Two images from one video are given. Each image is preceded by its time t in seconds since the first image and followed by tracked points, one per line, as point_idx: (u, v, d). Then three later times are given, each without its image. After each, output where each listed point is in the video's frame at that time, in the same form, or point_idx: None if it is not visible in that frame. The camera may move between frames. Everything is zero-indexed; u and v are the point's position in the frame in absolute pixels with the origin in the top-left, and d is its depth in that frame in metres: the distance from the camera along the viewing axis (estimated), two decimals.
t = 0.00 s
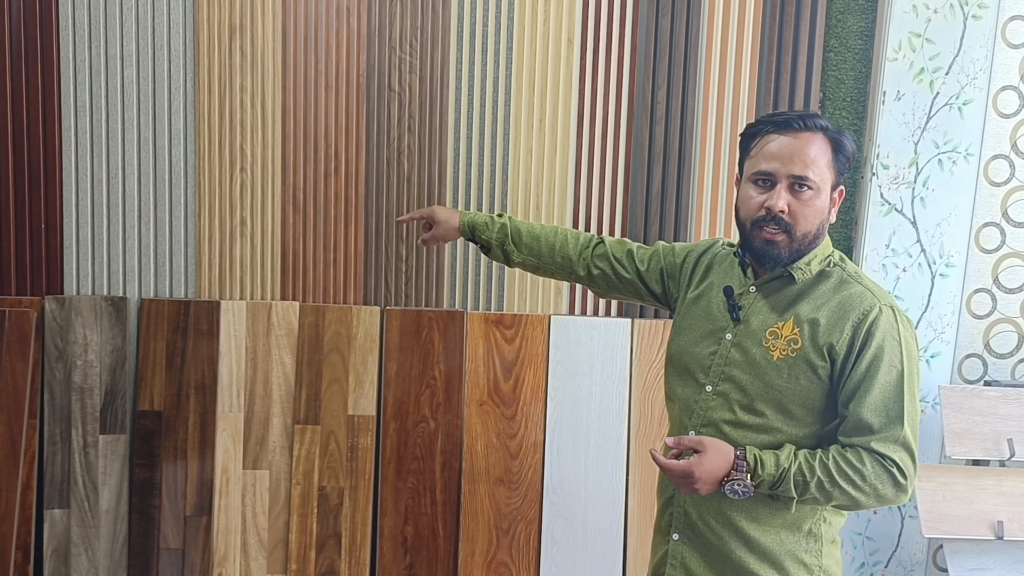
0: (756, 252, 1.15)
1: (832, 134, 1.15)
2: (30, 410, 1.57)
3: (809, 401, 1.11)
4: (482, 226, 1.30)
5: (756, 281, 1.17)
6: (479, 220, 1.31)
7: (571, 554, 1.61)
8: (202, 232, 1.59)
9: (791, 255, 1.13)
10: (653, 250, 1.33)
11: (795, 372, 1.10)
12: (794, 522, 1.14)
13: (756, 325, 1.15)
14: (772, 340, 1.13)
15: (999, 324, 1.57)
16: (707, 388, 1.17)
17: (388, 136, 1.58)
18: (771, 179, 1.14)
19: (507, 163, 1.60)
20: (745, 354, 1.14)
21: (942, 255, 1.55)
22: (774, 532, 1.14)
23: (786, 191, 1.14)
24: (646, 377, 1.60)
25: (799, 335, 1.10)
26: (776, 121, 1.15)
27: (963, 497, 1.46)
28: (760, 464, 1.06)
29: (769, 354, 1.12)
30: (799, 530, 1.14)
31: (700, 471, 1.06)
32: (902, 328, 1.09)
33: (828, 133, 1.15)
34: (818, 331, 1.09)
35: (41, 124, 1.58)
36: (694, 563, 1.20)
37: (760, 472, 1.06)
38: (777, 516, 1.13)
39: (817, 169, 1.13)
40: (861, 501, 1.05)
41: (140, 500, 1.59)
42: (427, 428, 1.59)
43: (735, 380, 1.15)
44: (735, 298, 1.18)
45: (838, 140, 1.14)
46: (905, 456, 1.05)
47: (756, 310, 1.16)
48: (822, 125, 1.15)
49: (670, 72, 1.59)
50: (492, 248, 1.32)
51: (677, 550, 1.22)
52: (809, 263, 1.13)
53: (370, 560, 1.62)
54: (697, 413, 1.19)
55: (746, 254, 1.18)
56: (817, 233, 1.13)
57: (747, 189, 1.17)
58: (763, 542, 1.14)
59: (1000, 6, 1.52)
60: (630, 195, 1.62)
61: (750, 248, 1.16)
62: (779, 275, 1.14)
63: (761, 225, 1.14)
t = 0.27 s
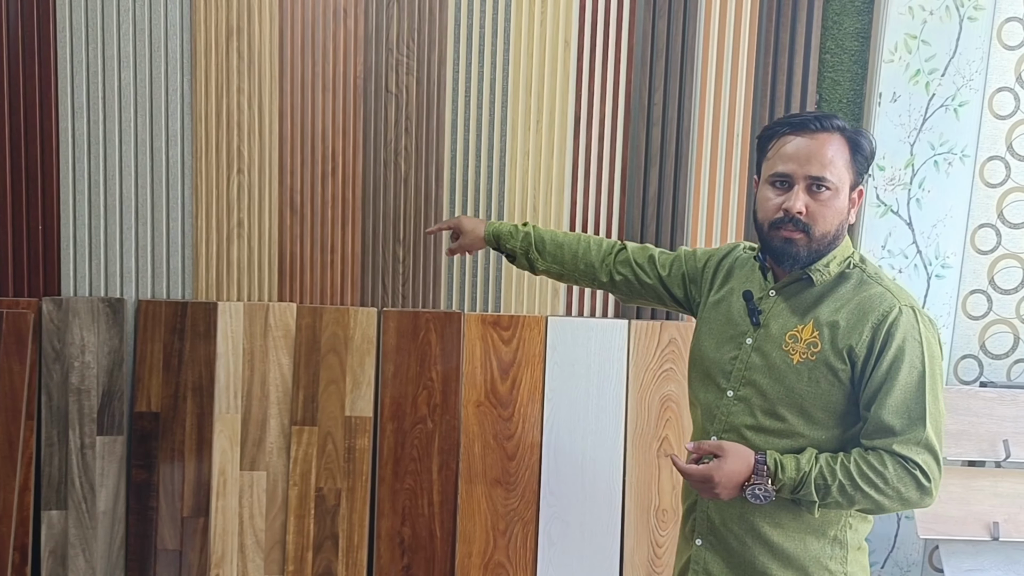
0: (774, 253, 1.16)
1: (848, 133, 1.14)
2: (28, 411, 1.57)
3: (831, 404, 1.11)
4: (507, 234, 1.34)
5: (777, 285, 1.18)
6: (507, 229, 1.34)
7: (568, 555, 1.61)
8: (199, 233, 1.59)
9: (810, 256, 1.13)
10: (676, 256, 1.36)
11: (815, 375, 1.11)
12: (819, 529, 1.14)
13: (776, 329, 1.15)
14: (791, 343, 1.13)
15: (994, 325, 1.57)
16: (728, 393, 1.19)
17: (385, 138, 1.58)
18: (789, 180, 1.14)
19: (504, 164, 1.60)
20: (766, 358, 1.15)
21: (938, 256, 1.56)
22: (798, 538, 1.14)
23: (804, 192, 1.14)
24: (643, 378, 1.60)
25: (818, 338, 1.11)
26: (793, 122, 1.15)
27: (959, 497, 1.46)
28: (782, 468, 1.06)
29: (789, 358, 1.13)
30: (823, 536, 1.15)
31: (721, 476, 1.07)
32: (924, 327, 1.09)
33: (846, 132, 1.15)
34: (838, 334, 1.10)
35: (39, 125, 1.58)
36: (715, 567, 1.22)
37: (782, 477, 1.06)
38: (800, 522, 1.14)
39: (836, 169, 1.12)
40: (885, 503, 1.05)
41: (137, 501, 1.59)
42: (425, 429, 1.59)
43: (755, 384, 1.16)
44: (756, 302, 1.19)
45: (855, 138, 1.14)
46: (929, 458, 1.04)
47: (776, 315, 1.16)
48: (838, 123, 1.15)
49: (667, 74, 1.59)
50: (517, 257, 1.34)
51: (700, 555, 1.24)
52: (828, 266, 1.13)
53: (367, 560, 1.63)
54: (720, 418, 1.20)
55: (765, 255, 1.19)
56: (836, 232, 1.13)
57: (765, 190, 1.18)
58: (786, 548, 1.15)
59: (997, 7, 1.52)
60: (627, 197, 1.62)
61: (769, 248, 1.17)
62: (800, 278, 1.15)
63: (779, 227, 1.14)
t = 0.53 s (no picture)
0: (794, 262, 1.17)
1: (860, 135, 1.14)
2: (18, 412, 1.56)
3: (844, 407, 1.12)
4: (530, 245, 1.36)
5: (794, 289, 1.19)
6: (530, 240, 1.36)
7: (561, 556, 1.60)
8: (189, 234, 1.58)
9: (829, 262, 1.14)
10: (696, 261, 1.36)
11: (828, 378, 1.12)
12: (832, 532, 1.15)
13: (791, 332, 1.17)
14: (806, 346, 1.15)
15: (986, 325, 1.57)
16: (742, 395, 1.21)
17: (377, 138, 1.58)
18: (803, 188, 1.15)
19: (496, 165, 1.59)
20: (780, 360, 1.17)
21: (930, 256, 1.56)
22: (810, 541, 1.15)
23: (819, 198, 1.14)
24: (635, 379, 1.60)
25: (832, 341, 1.12)
26: (803, 128, 1.16)
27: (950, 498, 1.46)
28: (790, 469, 1.08)
29: (802, 361, 1.14)
30: (837, 540, 1.15)
31: (728, 473, 1.09)
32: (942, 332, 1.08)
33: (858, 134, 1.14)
34: (852, 337, 1.10)
35: (29, 125, 1.57)
36: (728, 566, 1.24)
37: (790, 478, 1.08)
38: (812, 525, 1.15)
39: (850, 173, 1.13)
40: (894, 508, 1.05)
41: (128, 503, 1.58)
42: (417, 430, 1.59)
43: (769, 386, 1.18)
44: (772, 305, 1.21)
45: (867, 139, 1.14)
46: (941, 465, 1.04)
47: (791, 317, 1.18)
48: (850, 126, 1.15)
49: (659, 74, 1.59)
50: (540, 266, 1.37)
51: (714, 555, 1.27)
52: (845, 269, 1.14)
53: (359, 562, 1.62)
54: (733, 418, 1.22)
55: (783, 263, 1.20)
56: (853, 237, 1.14)
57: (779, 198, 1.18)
58: (798, 550, 1.16)
59: (987, 7, 1.52)
60: (619, 197, 1.62)
61: (787, 257, 1.17)
62: (815, 281, 1.16)
63: (797, 235, 1.15)
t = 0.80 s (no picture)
0: (800, 256, 1.17)
1: (875, 135, 1.15)
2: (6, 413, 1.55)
3: (849, 410, 1.11)
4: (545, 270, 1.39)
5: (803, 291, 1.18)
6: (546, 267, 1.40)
7: (553, 557, 1.60)
8: (179, 234, 1.58)
9: (836, 259, 1.14)
10: (706, 270, 1.36)
11: (834, 381, 1.11)
12: (838, 534, 1.14)
13: (797, 334, 1.16)
14: (812, 347, 1.14)
15: (978, 324, 1.57)
16: (750, 396, 1.20)
17: (367, 138, 1.57)
18: (814, 182, 1.16)
19: (487, 165, 1.59)
20: (787, 362, 1.16)
21: (921, 255, 1.55)
22: (815, 543, 1.15)
23: (831, 194, 1.15)
24: (627, 378, 1.60)
25: (838, 343, 1.11)
26: (819, 124, 1.18)
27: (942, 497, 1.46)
28: (793, 473, 1.07)
29: (809, 362, 1.14)
30: (843, 542, 1.14)
31: (731, 478, 1.08)
32: (951, 333, 1.07)
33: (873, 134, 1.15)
34: (858, 339, 1.09)
35: (17, 124, 1.56)
36: (733, 567, 1.24)
37: (792, 481, 1.07)
38: (819, 528, 1.14)
39: (862, 172, 1.14)
40: (899, 511, 1.04)
41: (117, 504, 1.57)
42: (408, 431, 1.58)
43: (776, 387, 1.17)
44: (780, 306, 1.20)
45: (884, 140, 1.14)
46: (946, 469, 1.02)
47: (798, 319, 1.17)
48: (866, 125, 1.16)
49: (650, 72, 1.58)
50: (559, 292, 1.39)
51: (719, 556, 1.27)
52: (853, 271, 1.13)
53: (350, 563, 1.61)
54: (740, 420, 1.22)
55: (792, 260, 1.21)
56: (863, 236, 1.14)
57: (791, 193, 1.20)
58: (803, 552, 1.15)
59: (979, 6, 1.52)
60: (610, 196, 1.61)
61: (795, 252, 1.18)
62: (824, 282, 1.15)
63: (805, 229, 1.16)
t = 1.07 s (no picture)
0: (800, 259, 1.29)
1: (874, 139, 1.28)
2: None
3: (839, 409, 1.22)
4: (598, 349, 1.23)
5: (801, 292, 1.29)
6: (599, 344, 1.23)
7: (544, 556, 1.60)
8: (170, 233, 1.58)
9: (834, 262, 1.26)
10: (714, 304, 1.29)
11: (825, 378, 1.23)
12: (836, 534, 1.25)
13: (796, 334, 1.27)
14: (806, 347, 1.26)
15: (969, 323, 1.57)
16: (747, 395, 1.32)
17: (359, 137, 1.57)
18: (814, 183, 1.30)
19: (479, 164, 1.59)
20: (781, 361, 1.28)
21: (912, 254, 1.55)
22: (812, 541, 1.26)
23: (830, 197, 1.28)
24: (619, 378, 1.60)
25: (829, 342, 1.24)
26: (820, 129, 1.31)
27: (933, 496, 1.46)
28: (763, 467, 1.23)
29: (803, 361, 1.25)
30: (841, 541, 1.25)
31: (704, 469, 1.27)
32: (935, 331, 1.20)
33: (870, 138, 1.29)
34: (850, 337, 1.22)
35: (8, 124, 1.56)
36: (730, 563, 1.36)
37: (762, 475, 1.23)
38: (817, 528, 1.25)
39: (861, 175, 1.27)
40: (872, 506, 1.19)
41: (109, 505, 1.57)
42: (400, 430, 1.58)
43: (771, 386, 1.28)
44: (778, 306, 1.33)
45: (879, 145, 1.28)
46: (917, 466, 1.17)
47: (798, 320, 1.27)
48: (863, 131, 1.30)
49: (641, 72, 1.59)
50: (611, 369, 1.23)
51: (718, 553, 1.38)
52: (849, 272, 1.25)
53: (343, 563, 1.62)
54: (735, 421, 1.34)
55: (790, 263, 1.31)
56: (859, 240, 1.26)
57: (793, 195, 1.32)
58: (803, 551, 1.26)
59: (969, 5, 1.52)
60: (602, 195, 1.61)
61: (795, 253, 1.30)
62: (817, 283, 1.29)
63: (805, 231, 1.29)
